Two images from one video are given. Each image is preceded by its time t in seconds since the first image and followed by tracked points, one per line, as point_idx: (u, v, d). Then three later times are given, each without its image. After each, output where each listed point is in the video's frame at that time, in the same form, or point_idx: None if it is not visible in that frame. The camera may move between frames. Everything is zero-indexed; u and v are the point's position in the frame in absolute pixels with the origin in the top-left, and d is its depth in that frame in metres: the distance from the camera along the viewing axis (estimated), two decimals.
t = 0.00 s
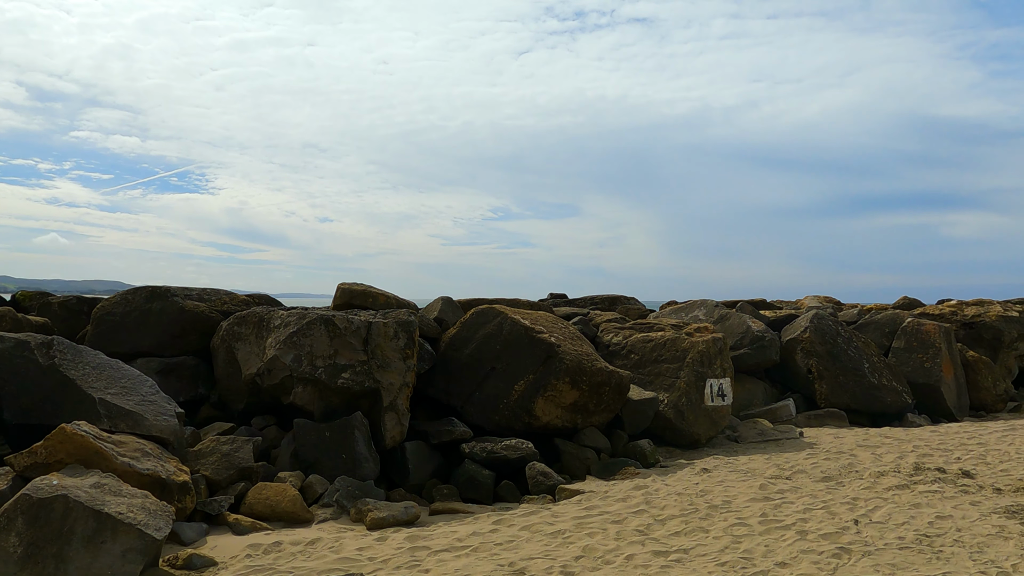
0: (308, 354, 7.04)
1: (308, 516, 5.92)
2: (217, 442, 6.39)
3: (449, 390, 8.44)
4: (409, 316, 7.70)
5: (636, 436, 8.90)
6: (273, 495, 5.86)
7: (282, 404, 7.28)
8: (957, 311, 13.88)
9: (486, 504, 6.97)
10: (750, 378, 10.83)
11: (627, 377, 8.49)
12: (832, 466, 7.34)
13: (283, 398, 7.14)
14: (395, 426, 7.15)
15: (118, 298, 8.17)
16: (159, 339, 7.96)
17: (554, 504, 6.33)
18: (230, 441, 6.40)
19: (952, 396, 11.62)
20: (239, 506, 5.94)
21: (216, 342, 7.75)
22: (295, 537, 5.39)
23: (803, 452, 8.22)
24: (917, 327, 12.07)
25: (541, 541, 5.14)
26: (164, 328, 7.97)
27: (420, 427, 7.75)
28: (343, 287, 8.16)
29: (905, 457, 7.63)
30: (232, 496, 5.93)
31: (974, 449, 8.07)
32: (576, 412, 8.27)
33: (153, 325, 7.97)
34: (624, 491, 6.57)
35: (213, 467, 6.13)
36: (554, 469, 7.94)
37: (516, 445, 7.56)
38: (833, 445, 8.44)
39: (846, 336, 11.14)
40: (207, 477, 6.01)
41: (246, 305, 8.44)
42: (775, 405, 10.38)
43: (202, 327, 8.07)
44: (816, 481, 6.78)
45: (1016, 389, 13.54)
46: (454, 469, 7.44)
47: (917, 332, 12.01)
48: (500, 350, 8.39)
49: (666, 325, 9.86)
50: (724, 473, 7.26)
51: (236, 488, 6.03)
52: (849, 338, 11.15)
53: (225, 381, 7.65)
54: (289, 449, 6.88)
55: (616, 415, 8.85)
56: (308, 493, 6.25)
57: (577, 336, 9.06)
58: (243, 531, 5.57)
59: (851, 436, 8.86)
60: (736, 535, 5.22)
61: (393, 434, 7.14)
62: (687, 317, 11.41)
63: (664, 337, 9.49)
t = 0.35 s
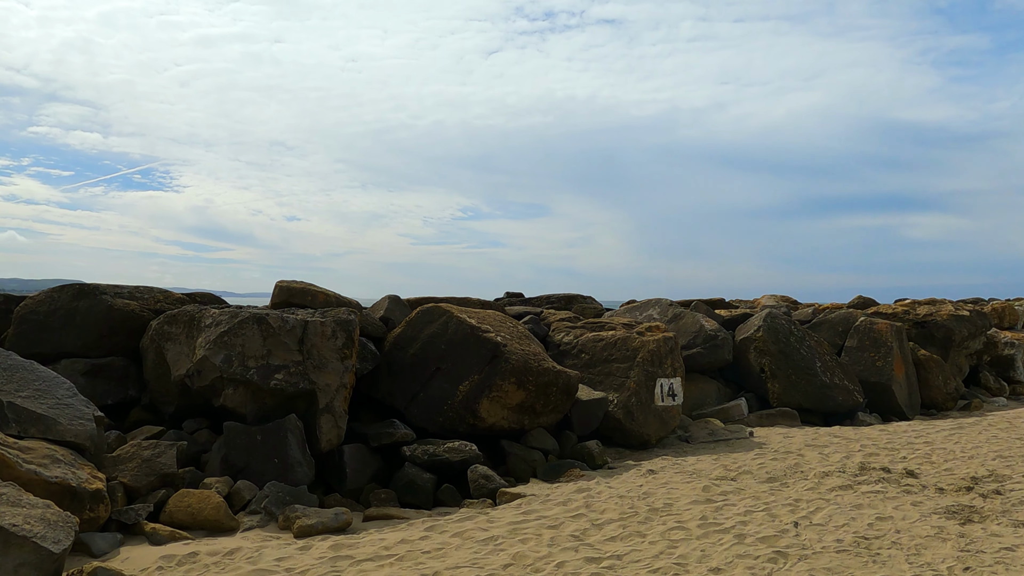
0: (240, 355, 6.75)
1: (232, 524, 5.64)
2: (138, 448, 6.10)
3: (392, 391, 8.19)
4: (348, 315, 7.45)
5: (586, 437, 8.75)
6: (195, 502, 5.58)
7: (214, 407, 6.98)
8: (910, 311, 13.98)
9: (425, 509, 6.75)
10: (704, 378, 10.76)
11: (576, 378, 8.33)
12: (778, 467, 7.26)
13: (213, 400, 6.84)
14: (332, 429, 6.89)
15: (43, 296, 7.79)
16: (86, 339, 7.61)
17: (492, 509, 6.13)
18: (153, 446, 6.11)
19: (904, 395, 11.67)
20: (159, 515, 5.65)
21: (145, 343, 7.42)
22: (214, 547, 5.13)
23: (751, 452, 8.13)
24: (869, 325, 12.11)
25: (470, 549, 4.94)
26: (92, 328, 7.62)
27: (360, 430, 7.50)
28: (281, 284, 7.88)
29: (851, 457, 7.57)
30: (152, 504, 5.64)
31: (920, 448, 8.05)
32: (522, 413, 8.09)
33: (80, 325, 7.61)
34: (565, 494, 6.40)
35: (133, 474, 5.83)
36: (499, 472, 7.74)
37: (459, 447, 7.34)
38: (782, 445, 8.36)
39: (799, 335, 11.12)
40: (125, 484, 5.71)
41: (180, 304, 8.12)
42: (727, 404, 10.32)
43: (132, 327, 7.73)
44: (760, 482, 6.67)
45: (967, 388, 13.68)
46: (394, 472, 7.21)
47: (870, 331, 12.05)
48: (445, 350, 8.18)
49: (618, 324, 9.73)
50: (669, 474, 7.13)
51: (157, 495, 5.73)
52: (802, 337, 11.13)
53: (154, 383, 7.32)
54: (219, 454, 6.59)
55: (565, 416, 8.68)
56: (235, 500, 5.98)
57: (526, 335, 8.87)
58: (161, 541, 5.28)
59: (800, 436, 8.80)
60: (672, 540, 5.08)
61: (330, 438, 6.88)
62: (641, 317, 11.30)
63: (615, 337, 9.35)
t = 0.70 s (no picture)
0: (156, 358, 6.43)
1: (142, 538, 5.34)
2: (41, 458, 5.74)
3: (325, 394, 7.92)
4: (276, 316, 7.16)
5: (526, 439, 8.59)
6: (100, 516, 5.26)
7: (130, 413, 6.63)
8: (853, 310, 14.14)
9: (354, 517, 6.50)
10: (648, 378, 10.70)
11: (515, 379, 8.15)
12: (716, 468, 7.18)
13: (129, 405, 6.49)
14: (256, 434, 6.59)
15: None
16: None
17: (420, 517, 5.93)
18: (58, 456, 5.76)
19: (846, 393, 11.78)
20: (61, 530, 5.31)
21: (58, 345, 7.03)
22: (117, 564, 4.83)
23: (691, 453, 8.06)
24: (813, 325, 12.19)
25: (389, 561, 4.73)
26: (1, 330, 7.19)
27: (288, 436, 7.21)
28: (206, 284, 7.55)
29: (788, 458, 7.54)
30: (54, 518, 5.30)
31: (857, 447, 8.07)
32: (460, 416, 7.89)
33: None
34: (497, 501, 6.23)
35: (34, 486, 5.48)
36: (434, 477, 7.54)
37: (392, 452, 7.11)
38: (722, 446, 8.31)
39: (742, 334, 11.12)
40: (24, 497, 5.36)
41: (99, 304, 7.73)
42: (671, 404, 10.26)
43: (45, 328, 7.32)
44: (696, 484, 6.57)
45: (908, 386, 13.89)
46: (323, 479, 6.94)
47: (813, 330, 12.13)
48: (380, 351, 7.94)
49: (560, 324, 9.58)
50: (606, 477, 7.01)
51: (59, 509, 5.40)
52: (746, 336, 11.14)
53: (67, 387, 6.93)
54: (133, 463, 6.24)
55: (505, 418, 8.51)
56: (147, 513, 5.67)
57: (465, 335, 8.67)
58: (60, 558, 4.96)
59: (741, 436, 8.77)
60: (599, 548, 4.93)
61: (253, 444, 6.57)
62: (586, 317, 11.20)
63: (556, 337, 9.20)
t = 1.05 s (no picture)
0: (68, 358, 6.05)
1: (44, 552, 4.97)
2: None
3: (258, 395, 7.57)
4: (202, 313, 6.79)
5: (470, 440, 8.35)
6: None
7: (41, 417, 6.23)
8: (805, 308, 14.17)
9: (282, 525, 6.18)
10: (598, 376, 10.53)
11: (458, 379, 7.90)
12: (661, 469, 7.01)
13: (39, 410, 6.09)
14: (178, 439, 6.22)
15: None
16: None
17: (349, 525, 5.64)
18: None
19: (796, 391, 11.76)
20: None
21: None
22: None
23: (638, 453, 7.89)
24: (764, 322, 12.15)
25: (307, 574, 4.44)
26: None
27: (216, 439, 6.85)
28: (129, 280, 7.14)
29: (734, 457, 7.41)
30: None
31: (803, 446, 7.98)
32: (399, 418, 7.61)
33: None
34: (432, 506, 5.97)
35: None
36: (372, 482, 7.24)
37: (326, 455, 6.80)
38: (669, 445, 8.16)
39: (693, 332, 11.01)
40: None
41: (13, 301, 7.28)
42: (621, 403, 10.11)
43: None
44: (639, 486, 6.39)
45: (858, 383, 13.98)
46: (252, 485, 6.60)
47: (765, 328, 12.09)
48: (316, 351, 7.61)
49: (508, 322, 9.35)
50: (548, 480, 6.79)
51: None
52: (697, 334, 11.03)
53: None
54: (41, 471, 5.84)
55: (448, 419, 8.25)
56: (52, 525, 5.29)
57: (408, 334, 8.39)
58: None
59: (689, 436, 8.63)
60: (531, 556, 4.71)
61: (175, 449, 6.20)
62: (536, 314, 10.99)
63: (503, 335, 8.96)
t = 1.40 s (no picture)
0: None
1: None
2: None
3: (187, 398, 7.19)
4: (123, 312, 6.41)
5: (415, 444, 8.06)
6: None
7: None
8: (763, 306, 14.12)
9: (205, 537, 5.84)
10: (552, 376, 10.30)
11: (400, 381, 7.60)
12: (607, 473, 6.80)
13: None
14: (93, 446, 5.84)
15: None
16: None
17: (272, 537, 5.32)
18: None
19: (752, 390, 11.66)
20: None
21: None
22: None
23: (586, 456, 7.67)
24: (721, 320, 12.04)
25: None
26: None
27: (139, 446, 6.47)
28: (46, 276, 6.72)
29: (683, 460, 7.22)
30: None
31: (754, 447, 7.83)
32: (338, 421, 7.28)
33: None
34: (364, 516, 5.67)
35: None
36: (307, 489, 6.92)
37: (256, 462, 6.46)
38: (619, 448, 7.95)
39: (649, 331, 10.84)
40: None
41: None
42: (574, 403, 9.90)
43: None
44: (583, 492, 6.17)
45: (815, 381, 13.99)
46: (176, 494, 6.24)
47: (721, 326, 11.98)
48: (250, 351, 7.26)
49: (456, 321, 9.07)
50: (490, 485, 6.53)
51: None
52: (652, 332, 10.86)
53: None
54: None
55: (392, 421, 7.95)
56: None
57: (350, 333, 8.07)
58: None
59: (640, 437, 8.44)
60: (459, 570, 4.44)
61: (90, 457, 5.82)
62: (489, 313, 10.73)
63: (450, 334, 8.68)
